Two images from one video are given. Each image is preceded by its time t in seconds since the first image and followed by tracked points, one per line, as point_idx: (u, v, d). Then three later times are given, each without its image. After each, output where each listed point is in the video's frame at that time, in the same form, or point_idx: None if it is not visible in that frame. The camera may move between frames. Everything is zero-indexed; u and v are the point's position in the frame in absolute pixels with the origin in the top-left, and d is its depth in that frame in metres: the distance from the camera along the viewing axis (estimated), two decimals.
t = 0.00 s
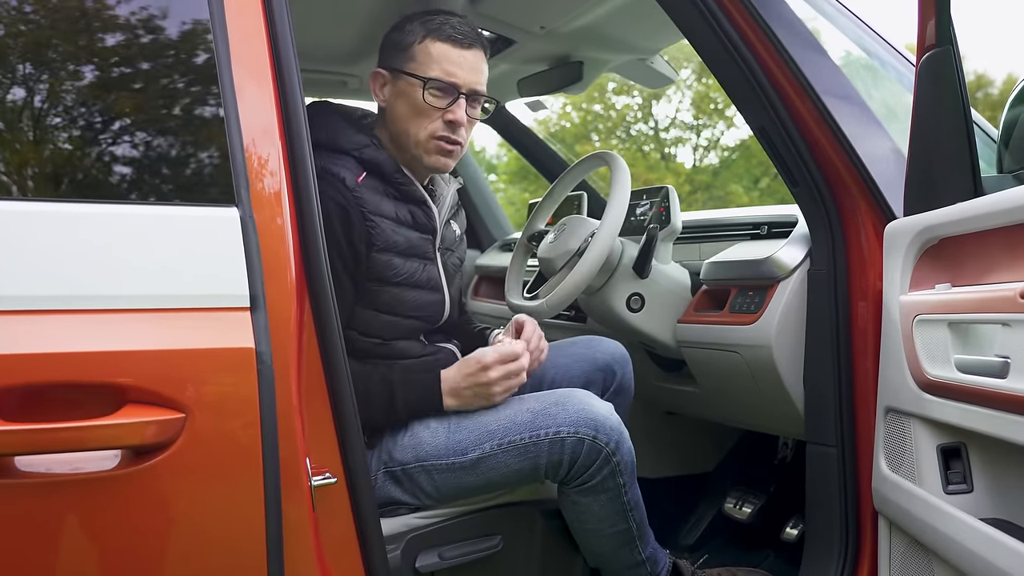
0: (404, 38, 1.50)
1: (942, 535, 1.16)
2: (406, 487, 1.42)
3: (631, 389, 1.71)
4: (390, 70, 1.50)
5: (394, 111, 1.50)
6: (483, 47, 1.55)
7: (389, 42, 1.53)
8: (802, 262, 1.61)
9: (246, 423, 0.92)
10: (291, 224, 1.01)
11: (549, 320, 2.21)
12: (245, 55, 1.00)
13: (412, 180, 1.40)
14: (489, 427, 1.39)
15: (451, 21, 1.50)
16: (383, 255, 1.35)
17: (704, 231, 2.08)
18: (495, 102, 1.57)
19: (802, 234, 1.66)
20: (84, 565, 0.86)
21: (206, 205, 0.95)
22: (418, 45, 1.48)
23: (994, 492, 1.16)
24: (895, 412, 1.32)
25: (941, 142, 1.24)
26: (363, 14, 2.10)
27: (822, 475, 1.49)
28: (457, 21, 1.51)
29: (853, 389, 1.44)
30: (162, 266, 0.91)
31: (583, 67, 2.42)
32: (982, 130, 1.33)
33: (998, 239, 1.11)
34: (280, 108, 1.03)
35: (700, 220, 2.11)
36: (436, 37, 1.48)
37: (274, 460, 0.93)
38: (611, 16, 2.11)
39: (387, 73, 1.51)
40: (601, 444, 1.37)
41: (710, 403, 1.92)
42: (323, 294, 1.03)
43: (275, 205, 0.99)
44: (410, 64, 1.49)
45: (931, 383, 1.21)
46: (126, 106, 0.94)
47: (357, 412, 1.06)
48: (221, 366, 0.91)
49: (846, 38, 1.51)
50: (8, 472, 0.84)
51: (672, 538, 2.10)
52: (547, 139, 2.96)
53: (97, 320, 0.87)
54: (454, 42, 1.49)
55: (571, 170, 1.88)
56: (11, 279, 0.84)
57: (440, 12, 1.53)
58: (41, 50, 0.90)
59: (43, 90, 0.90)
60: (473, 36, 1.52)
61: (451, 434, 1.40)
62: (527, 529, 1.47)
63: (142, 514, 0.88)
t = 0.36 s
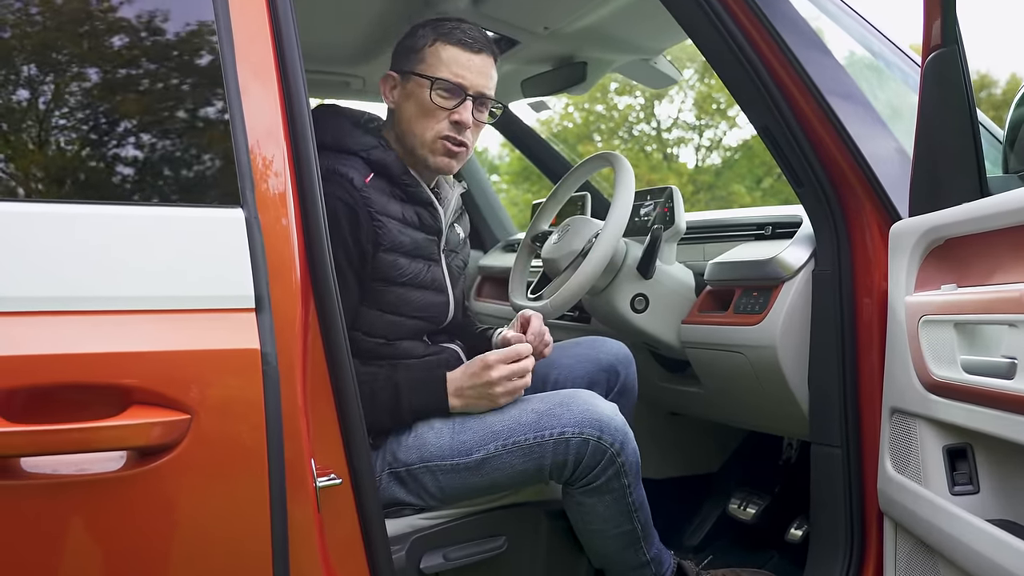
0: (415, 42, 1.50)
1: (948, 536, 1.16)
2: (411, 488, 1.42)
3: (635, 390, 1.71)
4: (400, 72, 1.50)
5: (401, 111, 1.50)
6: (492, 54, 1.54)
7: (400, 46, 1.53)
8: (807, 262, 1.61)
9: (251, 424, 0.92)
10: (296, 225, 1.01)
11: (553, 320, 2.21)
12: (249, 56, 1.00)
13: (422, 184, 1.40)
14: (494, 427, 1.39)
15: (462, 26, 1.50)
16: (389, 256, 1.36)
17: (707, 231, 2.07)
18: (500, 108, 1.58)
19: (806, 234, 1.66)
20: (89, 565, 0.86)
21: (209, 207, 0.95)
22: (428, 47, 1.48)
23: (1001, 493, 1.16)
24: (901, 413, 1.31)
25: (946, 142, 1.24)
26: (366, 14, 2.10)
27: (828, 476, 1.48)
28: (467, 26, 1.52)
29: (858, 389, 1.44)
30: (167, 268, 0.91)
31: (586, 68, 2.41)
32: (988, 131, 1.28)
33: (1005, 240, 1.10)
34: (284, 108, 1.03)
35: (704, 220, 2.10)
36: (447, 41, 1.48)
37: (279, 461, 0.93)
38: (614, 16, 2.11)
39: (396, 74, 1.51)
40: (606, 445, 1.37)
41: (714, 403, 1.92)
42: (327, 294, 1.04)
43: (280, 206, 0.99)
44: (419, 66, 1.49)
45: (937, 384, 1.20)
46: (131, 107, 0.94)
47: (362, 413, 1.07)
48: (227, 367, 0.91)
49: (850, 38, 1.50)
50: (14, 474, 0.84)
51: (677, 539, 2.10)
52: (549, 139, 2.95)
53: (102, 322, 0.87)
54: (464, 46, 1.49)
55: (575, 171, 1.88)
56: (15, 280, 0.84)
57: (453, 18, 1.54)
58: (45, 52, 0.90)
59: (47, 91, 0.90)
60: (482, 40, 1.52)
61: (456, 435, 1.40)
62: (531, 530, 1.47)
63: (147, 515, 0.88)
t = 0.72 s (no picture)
0: (423, 52, 1.50)
1: (949, 536, 1.16)
2: (411, 489, 1.42)
3: (635, 390, 1.71)
4: (407, 83, 1.50)
5: (405, 124, 1.50)
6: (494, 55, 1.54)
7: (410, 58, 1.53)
8: (807, 262, 1.60)
9: (252, 424, 0.92)
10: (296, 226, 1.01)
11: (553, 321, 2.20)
12: (249, 57, 1.00)
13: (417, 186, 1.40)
14: (494, 427, 1.39)
15: (472, 43, 1.50)
16: (383, 258, 1.36)
17: (708, 231, 2.07)
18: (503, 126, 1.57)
19: (807, 234, 1.66)
20: (90, 566, 0.86)
21: (210, 209, 0.95)
22: (437, 61, 1.48)
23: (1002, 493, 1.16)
24: (902, 413, 1.31)
25: (946, 142, 1.24)
26: (367, 15, 2.10)
27: (829, 475, 1.48)
28: (479, 43, 1.51)
29: (859, 389, 1.44)
30: (168, 269, 0.91)
31: (587, 68, 2.41)
32: (989, 130, 1.29)
33: (1006, 240, 1.10)
34: (285, 109, 1.03)
35: (704, 221, 2.10)
36: (456, 57, 1.48)
37: (279, 462, 0.93)
38: (615, 16, 2.11)
39: (405, 86, 1.51)
40: (606, 445, 1.37)
41: (715, 403, 1.92)
42: (328, 296, 1.04)
43: (280, 207, 0.99)
44: (425, 78, 1.48)
45: (938, 384, 1.20)
46: (133, 110, 0.94)
47: (362, 413, 1.07)
48: (229, 369, 0.91)
49: (850, 38, 1.50)
50: (14, 475, 0.84)
51: (678, 539, 2.10)
52: (550, 139, 2.95)
53: (103, 323, 0.87)
54: (472, 62, 1.48)
55: (576, 171, 1.88)
56: (16, 282, 0.84)
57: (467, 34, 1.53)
58: (48, 54, 0.90)
59: (51, 93, 0.90)
60: (492, 59, 1.51)
61: (456, 435, 1.39)
62: (532, 531, 1.47)
63: (148, 516, 0.88)
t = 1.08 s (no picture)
0: (409, 40, 1.51)
1: (949, 537, 1.16)
2: (410, 490, 1.41)
3: (635, 392, 1.70)
4: (392, 73, 1.51)
5: (392, 113, 1.51)
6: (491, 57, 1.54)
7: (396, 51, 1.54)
8: (807, 262, 1.60)
9: (250, 425, 0.91)
10: (294, 226, 1.01)
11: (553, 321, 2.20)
12: (247, 58, 1.00)
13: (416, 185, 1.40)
14: (493, 427, 1.38)
15: (453, 24, 1.50)
16: (382, 257, 1.35)
17: (708, 232, 2.07)
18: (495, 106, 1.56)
19: (806, 235, 1.66)
20: (90, 567, 0.86)
21: (210, 210, 0.95)
22: (420, 46, 1.48)
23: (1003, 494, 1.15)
24: (902, 413, 1.31)
25: (946, 142, 1.24)
26: (366, 15, 2.10)
27: (828, 475, 1.48)
28: (461, 24, 1.51)
29: (859, 389, 1.43)
30: (168, 270, 0.91)
31: (587, 69, 2.41)
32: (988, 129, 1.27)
33: (1005, 240, 1.10)
34: (282, 110, 1.04)
35: (704, 221, 2.10)
36: (437, 38, 1.48)
37: (278, 463, 0.93)
38: (615, 16, 2.11)
39: (389, 76, 1.52)
40: (606, 444, 1.37)
41: (715, 404, 1.92)
42: (326, 297, 1.03)
43: (278, 208, 0.99)
44: (410, 65, 1.49)
45: (938, 384, 1.20)
46: (135, 111, 0.94)
47: (361, 414, 1.07)
48: (229, 370, 0.91)
49: (850, 38, 1.50)
50: (12, 476, 0.84)
51: (678, 540, 2.09)
52: (551, 139, 2.95)
53: (102, 324, 0.87)
54: (453, 43, 1.48)
55: (575, 171, 1.87)
56: (15, 283, 0.83)
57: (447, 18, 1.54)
58: (50, 55, 0.90)
59: (53, 94, 0.90)
60: (475, 37, 1.51)
61: (455, 436, 1.39)
62: (531, 531, 1.47)
63: (148, 517, 0.88)
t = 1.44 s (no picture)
0: (406, 39, 1.51)
1: (950, 538, 1.15)
2: (411, 491, 1.42)
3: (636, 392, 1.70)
4: (388, 72, 1.52)
5: (387, 112, 1.51)
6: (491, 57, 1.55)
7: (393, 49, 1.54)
8: (808, 263, 1.60)
9: (251, 425, 0.91)
10: (294, 226, 1.01)
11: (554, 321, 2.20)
12: (247, 59, 1.00)
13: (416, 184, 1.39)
14: (494, 428, 1.38)
15: (448, 23, 1.49)
16: (381, 256, 1.35)
17: (709, 232, 2.07)
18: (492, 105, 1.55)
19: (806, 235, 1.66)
20: (90, 567, 0.85)
21: (211, 210, 0.95)
22: (415, 45, 1.49)
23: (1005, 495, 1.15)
24: (903, 413, 1.31)
25: (948, 142, 1.23)
26: (367, 15, 2.09)
27: (829, 476, 1.48)
28: (458, 23, 1.51)
29: (860, 389, 1.43)
30: (169, 270, 0.91)
31: (588, 69, 2.41)
32: (989, 130, 1.31)
33: (1007, 241, 1.09)
34: (283, 110, 1.04)
35: (704, 222, 2.10)
36: (431, 37, 1.48)
37: (278, 463, 0.93)
38: (616, 16, 2.11)
39: (385, 75, 1.53)
40: (607, 445, 1.36)
41: (716, 404, 1.92)
42: (327, 298, 1.03)
43: (279, 209, 0.99)
44: (406, 64, 1.49)
45: (939, 385, 1.20)
46: (136, 111, 0.94)
47: (361, 415, 1.06)
48: (229, 370, 0.91)
49: (852, 38, 1.50)
50: (12, 477, 0.84)
51: (679, 540, 2.09)
52: (551, 139, 2.95)
53: (102, 324, 0.87)
54: (447, 41, 1.47)
55: (576, 171, 1.87)
56: (15, 283, 0.83)
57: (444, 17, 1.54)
58: (50, 55, 0.90)
59: (53, 94, 0.90)
60: (471, 36, 1.51)
61: (456, 437, 1.39)
62: (532, 532, 1.47)
63: (148, 517, 0.87)
